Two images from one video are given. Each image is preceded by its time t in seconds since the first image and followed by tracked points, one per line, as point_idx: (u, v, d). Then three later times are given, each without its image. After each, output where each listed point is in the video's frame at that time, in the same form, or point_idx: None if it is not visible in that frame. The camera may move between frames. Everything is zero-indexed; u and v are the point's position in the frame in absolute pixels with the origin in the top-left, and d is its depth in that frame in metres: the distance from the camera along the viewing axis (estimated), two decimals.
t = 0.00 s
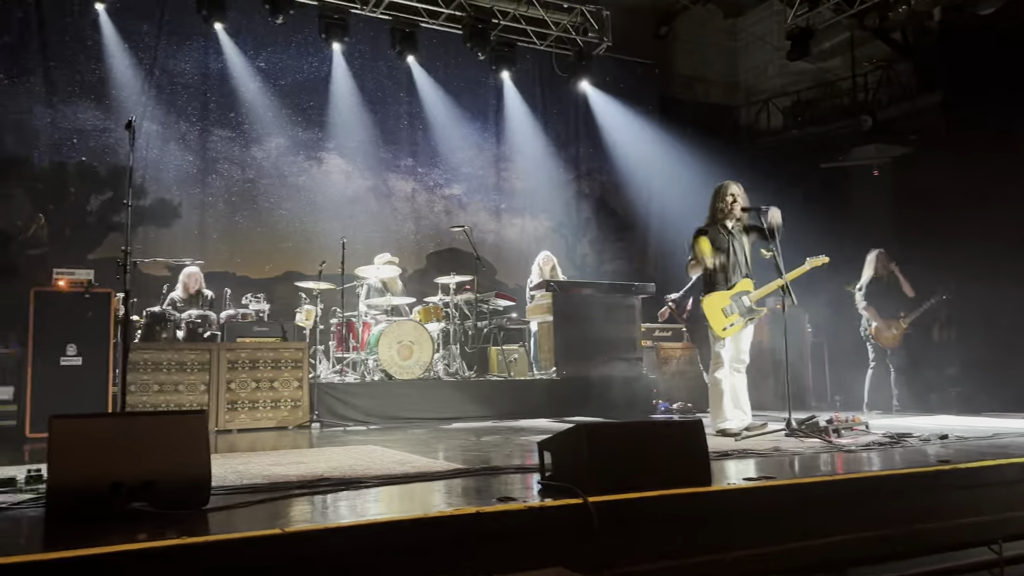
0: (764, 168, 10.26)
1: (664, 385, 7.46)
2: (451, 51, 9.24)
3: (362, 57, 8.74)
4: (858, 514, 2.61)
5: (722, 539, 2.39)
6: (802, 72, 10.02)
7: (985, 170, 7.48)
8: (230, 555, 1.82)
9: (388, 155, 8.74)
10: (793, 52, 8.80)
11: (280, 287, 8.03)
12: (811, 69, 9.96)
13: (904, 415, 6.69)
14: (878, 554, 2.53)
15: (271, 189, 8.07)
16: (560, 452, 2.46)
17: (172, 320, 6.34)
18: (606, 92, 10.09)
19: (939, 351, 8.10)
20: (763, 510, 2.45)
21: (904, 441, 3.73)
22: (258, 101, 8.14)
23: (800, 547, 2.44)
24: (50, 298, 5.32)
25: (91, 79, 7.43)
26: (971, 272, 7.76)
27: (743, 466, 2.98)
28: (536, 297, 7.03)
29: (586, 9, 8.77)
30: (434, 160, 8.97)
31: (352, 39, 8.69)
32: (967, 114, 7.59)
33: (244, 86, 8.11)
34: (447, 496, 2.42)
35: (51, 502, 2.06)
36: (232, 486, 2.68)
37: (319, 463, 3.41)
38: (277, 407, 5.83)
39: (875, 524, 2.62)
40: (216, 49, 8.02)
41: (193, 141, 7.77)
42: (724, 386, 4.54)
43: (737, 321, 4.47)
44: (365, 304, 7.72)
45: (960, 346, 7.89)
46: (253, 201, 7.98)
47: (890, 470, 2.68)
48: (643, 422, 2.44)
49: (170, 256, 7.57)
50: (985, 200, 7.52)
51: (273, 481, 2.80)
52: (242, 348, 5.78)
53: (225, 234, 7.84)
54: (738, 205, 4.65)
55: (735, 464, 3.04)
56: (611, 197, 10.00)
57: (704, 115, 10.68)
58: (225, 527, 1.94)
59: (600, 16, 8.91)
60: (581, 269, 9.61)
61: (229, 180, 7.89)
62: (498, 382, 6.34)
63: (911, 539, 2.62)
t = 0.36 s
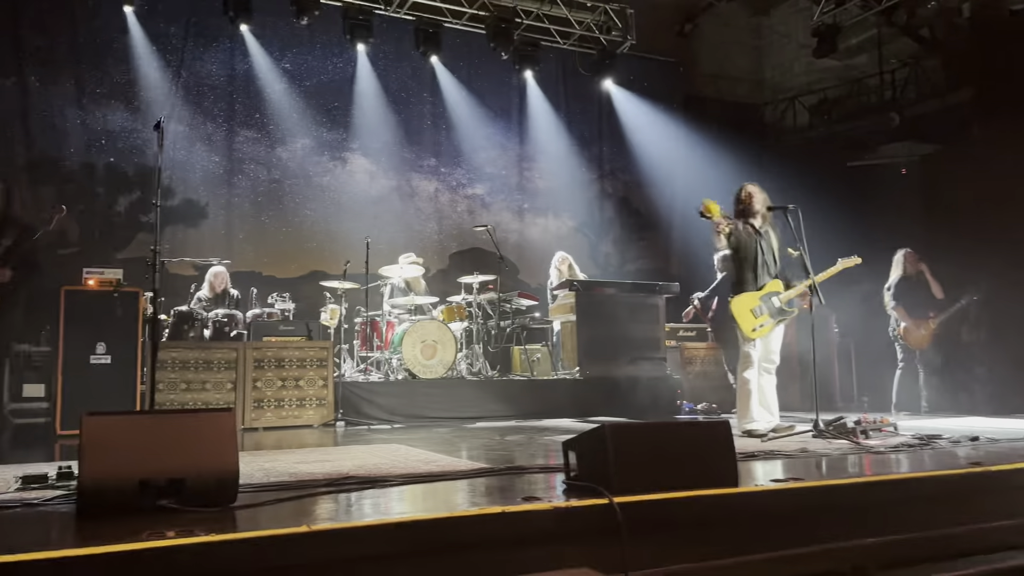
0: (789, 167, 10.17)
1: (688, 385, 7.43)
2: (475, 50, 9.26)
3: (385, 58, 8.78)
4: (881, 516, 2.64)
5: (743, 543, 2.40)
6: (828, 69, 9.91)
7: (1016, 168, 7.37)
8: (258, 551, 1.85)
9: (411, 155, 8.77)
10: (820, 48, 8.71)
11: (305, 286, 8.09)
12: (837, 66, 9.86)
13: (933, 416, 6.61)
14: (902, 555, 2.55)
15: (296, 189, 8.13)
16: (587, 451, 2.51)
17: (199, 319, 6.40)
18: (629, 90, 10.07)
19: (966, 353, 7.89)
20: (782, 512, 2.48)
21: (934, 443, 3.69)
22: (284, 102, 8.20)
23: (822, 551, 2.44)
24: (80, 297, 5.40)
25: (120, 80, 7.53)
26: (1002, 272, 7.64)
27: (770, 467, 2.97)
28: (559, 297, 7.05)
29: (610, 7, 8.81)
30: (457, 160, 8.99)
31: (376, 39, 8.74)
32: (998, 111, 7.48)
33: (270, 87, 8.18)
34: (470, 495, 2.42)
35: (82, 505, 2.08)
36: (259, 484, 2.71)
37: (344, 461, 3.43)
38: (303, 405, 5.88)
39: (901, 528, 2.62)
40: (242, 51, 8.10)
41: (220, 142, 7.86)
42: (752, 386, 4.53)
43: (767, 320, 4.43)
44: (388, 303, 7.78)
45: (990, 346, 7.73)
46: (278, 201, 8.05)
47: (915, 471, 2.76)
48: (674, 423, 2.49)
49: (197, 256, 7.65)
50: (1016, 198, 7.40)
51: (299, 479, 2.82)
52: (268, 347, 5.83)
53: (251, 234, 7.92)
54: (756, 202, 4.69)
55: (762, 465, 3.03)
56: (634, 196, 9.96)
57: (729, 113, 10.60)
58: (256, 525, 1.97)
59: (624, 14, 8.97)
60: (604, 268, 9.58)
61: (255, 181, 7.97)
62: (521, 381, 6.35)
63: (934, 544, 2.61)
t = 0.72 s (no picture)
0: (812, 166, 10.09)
1: (709, 385, 7.40)
2: (496, 50, 9.27)
3: (406, 58, 8.80)
4: (905, 519, 2.62)
5: (765, 546, 2.39)
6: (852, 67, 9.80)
7: None
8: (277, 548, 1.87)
9: (432, 155, 8.79)
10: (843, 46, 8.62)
11: (327, 286, 8.13)
12: (863, 65, 9.59)
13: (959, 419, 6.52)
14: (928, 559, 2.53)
15: (318, 190, 8.18)
16: (608, 452, 2.52)
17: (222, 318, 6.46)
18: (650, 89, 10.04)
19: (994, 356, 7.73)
20: (802, 515, 2.48)
21: (960, 445, 3.65)
22: (306, 103, 8.25)
23: (842, 555, 2.42)
24: (105, 297, 5.47)
25: (144, 82, 7.62)
26: None
27: (794, 469, 2.96)
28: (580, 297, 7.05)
29: (630, 6, 8.78)
30: (478, 160, 9.00)
31: (398, 40, 8.77)
32: None
33: (293, 88, 8.23)
34: (490, 495, 2.43)
35: (104, 499, 2.11)
36: (281, 482, 2.73)
37: (365, 460, 3.46)
38: (326, 404, 5.96)
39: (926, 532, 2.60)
40: (265, 52, 8.16)
41: (243, 143, 7.93)
42: (777, 388, 4.53)
43: (794, 322, 4.45)
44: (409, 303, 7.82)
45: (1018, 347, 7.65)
46: (301, 201, 8.10)
47: (943, 474, 2.75)
48: (699, 424, 2.51)
49: (220, 256, 7.73)
50: None
51: (321, 477, 2.85)
52: (291, 346, 5.91)
53: (274, 234, 7.98)
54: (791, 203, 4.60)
55: (785, 467, 3.01)
56: (655, 195, 9.92)
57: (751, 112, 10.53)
58: (278, 523, 2.00)
59: (645, 12, 8.84)
60: (624, 267, 9.56)
61: (278, 182, 8.03)
62: (542, 381, 6.35)
63: (959, 548, 2.58)
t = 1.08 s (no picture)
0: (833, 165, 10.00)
1: (729, 385, 7.37)
2: (515, 50, 9.27)
3: (425, 58, 8.83)
4: (929, 522, 2.59)
5: (784, 548, 2.39)
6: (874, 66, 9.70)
7: None
8: (299, 546, 1.89)
9: (450, 155, 8.81)
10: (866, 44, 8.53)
11: (346, 286, 8.17)
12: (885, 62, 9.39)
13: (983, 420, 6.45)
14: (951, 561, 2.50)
15: (338, 191, 8.22)
16: (626, 452, 2.52)
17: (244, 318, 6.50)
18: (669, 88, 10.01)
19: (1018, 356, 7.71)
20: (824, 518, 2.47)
21: (984, 447, 3.61)
22: (326, 104, 8.30)
23: (860, 557, 2.42)
24: (128, 296, 5.53)
25: (167, 84, 7.69)
26: None
27: (816, 471, 2.94)
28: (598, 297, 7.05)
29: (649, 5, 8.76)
30: (496, 160, 9.00)
31: (417, 41, 8.79)
32: None
33: (313, 89, 8.28)
34: (509, 495, 2.44)
35: (128, 493, 2.13)
36: (301, 481, 2.75)
37: (384, 459, 3.47)
38: (345, 404, 6.04)
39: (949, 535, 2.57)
40: (285, 53, 8.22)
41: (264, 144, 7.99)
42: (798, 388, 4.47)
43: (812, 322, 4.40)
44: (428, 303, 7.91)
45: None
46: (321, 202, 8.15)
47: (966, 477, 2.73)
48: (719, 425, 2.53)
49: (241, 256, 7.79)
50: None
51: (340, 476, 2.86)
52: (311, 346, 6.00)
53: (295, 234, 8.03)
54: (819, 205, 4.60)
55: (806, 469, 2.99)
56: (674, 194, 9.88)
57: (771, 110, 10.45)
58: (299, 522, 2.02)
59: (664, 11, 8.86)
60: (643, 267, 9.53)
61: (298, 182, 8.08)
62: (560, 382, 6.35)
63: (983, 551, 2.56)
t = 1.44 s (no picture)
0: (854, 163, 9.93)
1: (749, 386, 7.34)
2: (532, 50, 9.27)
3: (443, 59, 8.86)
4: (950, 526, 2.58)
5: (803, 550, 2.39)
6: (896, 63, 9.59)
7: None
8: (320, 545, 1.91)
9: (468, 156, 8.83)
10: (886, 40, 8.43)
11: (365, 286, 8.21)
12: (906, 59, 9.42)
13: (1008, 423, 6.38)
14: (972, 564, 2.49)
15: (357, 192, 8.27)
16: (645, 453, 2.52)
17: (264, 318, 6.56)
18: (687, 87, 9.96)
19: None
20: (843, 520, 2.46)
21: (1009, 448, 3.57)
22: (345, 106, 8.35)
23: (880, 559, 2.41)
24: (151, 297, 5.60)
25: (188, 86, 7.77)
26: None
27: (836, 472, 2.93)
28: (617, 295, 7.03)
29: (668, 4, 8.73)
30: (514, 161, 9.01)
31: (435, 42, 8.82)
32: None
33: (332, 91, 8.33)
34: (527, 495, 2.45)
35: (151, 491, 2.16)
36: (321, 480, 2.77)
37: (403, 459, 3.49)
38: (364, 403, 6.08)
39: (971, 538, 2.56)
40: (305, 55, 8.27)
41: (284, 146, 8.05)
42: (818, 391, 4.45)
43: (835, 322, 4.38)
44: (446, 303, 7.92)
45: None
46: (340, 203, 8.20)
47: (988, 479, 2.70)
48: (739, 426, 2.53)
49: (262, 257, 7.86)
50: None
51: (360, 476, 2.88)
52: (330, 346, 6.05)
53: (314, 235, 8.09)
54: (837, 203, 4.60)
55: (826, 470, 2.98)
56: (693, 193, 9.83)
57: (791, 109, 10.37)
58: (319, 522, 2.03)
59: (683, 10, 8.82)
60: (661, 267, 9.50)
61: (318, 184, 8.13)
62: (579, 383, 6.35)
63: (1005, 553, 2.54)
